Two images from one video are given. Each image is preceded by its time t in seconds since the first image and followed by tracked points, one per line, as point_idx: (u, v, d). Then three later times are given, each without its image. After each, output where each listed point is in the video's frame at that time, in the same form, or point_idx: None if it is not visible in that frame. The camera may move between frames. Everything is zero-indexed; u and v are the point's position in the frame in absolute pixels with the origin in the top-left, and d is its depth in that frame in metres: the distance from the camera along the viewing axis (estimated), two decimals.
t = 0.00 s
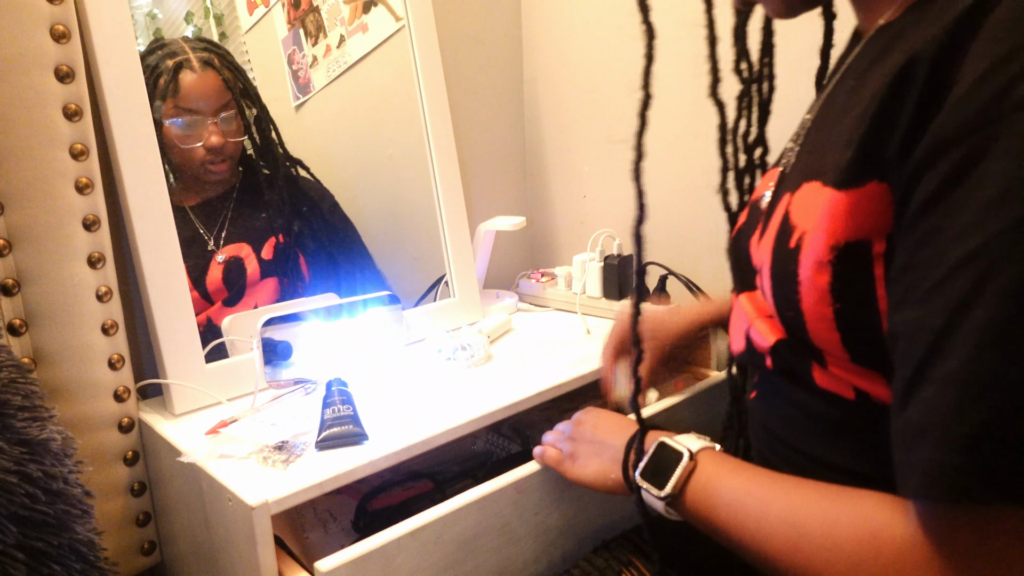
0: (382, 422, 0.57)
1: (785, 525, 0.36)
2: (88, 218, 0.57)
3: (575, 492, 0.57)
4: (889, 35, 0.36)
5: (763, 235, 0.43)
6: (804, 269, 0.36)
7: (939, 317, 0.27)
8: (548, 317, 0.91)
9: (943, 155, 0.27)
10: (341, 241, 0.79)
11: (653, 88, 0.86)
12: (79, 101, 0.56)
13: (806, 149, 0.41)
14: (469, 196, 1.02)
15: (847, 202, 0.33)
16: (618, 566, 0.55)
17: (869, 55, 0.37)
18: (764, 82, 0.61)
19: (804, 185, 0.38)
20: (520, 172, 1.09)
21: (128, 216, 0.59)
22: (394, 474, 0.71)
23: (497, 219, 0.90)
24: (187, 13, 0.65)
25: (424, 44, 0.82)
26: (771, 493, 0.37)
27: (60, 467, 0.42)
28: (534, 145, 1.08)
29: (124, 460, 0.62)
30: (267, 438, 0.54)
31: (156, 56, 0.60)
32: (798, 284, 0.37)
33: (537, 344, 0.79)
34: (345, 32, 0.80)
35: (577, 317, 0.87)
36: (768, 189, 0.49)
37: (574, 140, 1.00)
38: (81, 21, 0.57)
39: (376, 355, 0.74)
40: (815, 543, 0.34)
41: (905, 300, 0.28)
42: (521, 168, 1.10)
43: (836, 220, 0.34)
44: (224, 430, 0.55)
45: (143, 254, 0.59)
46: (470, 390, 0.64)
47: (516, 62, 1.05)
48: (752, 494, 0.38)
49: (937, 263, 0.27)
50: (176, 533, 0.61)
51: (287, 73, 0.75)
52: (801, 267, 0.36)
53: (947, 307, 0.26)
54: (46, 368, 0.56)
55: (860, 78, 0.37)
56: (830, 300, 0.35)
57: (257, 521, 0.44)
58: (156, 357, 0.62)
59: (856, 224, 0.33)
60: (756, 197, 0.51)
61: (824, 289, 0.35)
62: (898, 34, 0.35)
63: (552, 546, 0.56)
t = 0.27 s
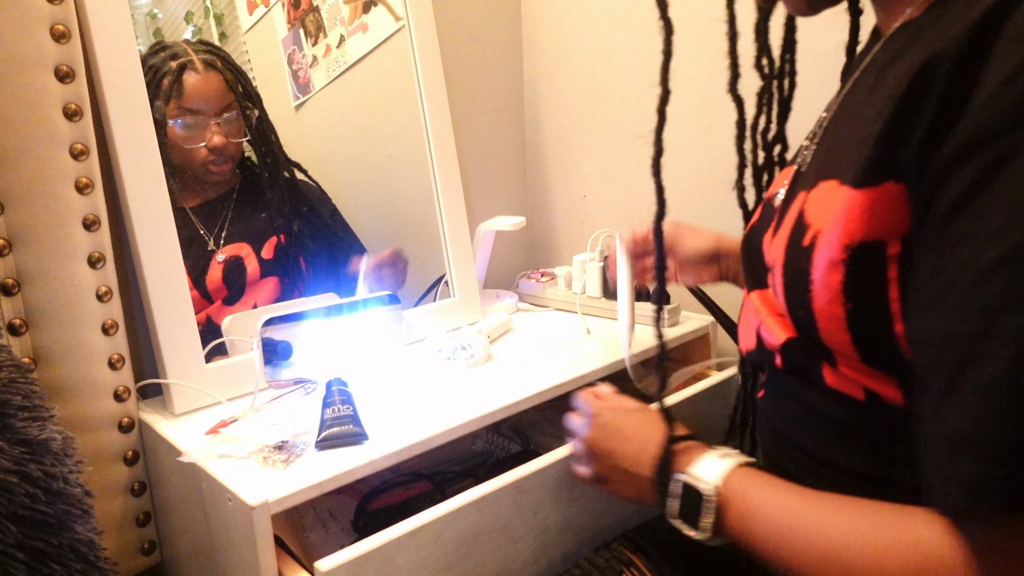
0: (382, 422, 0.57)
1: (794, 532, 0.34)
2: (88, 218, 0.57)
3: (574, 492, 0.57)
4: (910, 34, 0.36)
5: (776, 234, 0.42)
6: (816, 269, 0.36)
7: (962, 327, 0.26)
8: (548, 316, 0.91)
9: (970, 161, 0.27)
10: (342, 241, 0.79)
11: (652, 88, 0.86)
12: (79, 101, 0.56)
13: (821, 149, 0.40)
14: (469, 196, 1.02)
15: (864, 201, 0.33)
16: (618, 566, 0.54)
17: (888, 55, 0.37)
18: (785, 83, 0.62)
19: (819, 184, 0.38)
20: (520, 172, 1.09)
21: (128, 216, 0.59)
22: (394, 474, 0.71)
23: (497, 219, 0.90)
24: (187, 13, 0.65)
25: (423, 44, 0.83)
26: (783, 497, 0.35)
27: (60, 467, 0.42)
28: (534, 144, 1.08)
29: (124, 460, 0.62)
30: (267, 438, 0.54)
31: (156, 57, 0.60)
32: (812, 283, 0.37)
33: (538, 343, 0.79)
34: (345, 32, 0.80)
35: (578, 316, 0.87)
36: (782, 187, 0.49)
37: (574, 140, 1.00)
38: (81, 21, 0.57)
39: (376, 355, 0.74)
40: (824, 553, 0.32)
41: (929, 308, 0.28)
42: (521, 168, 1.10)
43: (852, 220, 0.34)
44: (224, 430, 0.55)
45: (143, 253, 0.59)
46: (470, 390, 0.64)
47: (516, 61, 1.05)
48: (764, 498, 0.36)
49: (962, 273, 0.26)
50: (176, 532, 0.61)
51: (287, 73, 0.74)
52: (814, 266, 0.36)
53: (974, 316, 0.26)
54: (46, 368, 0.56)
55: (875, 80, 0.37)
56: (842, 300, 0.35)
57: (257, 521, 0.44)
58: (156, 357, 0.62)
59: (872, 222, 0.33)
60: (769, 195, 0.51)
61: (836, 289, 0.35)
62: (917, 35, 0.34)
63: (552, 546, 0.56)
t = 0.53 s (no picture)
0: (382, 422, 0.57)
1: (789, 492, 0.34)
2: (88, 218, 0.57)
3: (574, 492, 0.57)
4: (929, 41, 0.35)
5: (786, 233, 0.42)
6: (826, 269, 0.36)
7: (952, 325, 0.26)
8: (548, 316, 0.91)
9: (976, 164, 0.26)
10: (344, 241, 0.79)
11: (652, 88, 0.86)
12: (79, 101, 0.56)
13: (835, 151, 0.40)
14: (469, 196, 1.02)
15: (872, 201, 0.33)
16: (618, 565, 0.54)
17: (907, 55, 0.37)
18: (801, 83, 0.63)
19: (832, 182, 0.38)
20: (520, 172, 1.09)
21: (128, 216, 0.59)
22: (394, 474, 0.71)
23: (497, 219, 0.90)
24: (186, 13, 0.65)
25: (424, 44, 0.84)
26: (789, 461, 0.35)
27: (60, 466, 0.42)
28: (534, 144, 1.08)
29: (124, 460, 0.62)
30: (267, 438, 0.54)
31: (156, 58, 0.61)
32: (819, 282, 0.37)
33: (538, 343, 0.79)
34: (345, 32, 0.80)
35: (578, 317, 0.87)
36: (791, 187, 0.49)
37: (573, 140, 1.00)
38: (81, 22, 0.57)
39: (375, 355, 0.74)
40: (768, 486, 0.35)
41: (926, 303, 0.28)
42: (521, 168, 1.10)
43: (859, 220, 0.34)
44: (225, 430, 0.55)
45: (143, 254, 0.59)
46: (470, 390, 0.64)
47: (516, 61, 1.05)
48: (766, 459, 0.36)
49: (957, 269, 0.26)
50: (176, 532, 0.61)
51: (287, 72, 0.74)
52: (824, 267, 0.36)
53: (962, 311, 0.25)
54: (46, 368, 0.56)
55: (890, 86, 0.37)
56: (849, 299, 0.35)
57: (257, 521, 0.44)
58: (156, 357, 0.62)
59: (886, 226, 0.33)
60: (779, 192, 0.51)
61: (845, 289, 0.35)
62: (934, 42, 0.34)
63: (551, 546, 0.56)
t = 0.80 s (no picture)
0: (382, 422, 0.57)
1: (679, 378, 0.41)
2: (88, 218, 0.57)
3: (573, 491, 0.57)
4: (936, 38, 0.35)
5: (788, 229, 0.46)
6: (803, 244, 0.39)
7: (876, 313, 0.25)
8: (548, 316, 0.91)
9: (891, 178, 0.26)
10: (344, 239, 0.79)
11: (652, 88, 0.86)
12: (79, 101, 0.56)
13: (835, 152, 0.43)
14: (469, 196, 1.02)
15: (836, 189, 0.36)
16: (617, 561, 0.56)
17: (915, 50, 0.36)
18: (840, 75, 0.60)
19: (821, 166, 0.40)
20: (519, 172, 1.09)
21: (129, 215, 0.59)
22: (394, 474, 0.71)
23: (497, 219, 0.90)
24: (187, 13, 0.65)
25: (425, 44, 0.84)
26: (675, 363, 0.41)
27: (61, 466, 0.42)
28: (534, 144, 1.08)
29: (124, 460, 0.62)
30: (268, 438, 0.54)
31: (160, 57, 0.61)
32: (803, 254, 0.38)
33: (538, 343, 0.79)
34: (345, 32, 0.79)
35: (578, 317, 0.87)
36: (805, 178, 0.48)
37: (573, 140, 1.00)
38: (81, 22, 0.57)
39: (375, 354, 0.73)
40: (663, 356, 0.39)
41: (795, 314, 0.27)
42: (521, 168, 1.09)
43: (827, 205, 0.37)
44: (225, 430, 0.55)
45: (143, 254, 0.59)
46: (470, 390, 0.64)
47: (516, 61, 1.05)
48: (668, 342, 0.39)
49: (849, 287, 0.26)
50: (176, 532, 0.61)
51: (287, 72, 0.73)
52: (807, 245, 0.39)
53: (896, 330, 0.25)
54: (46, 368, 0.56)
55: (890, 87, 0.35)
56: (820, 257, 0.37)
57: (257, 521, 0.44)
58: (156, 356, 0.62)
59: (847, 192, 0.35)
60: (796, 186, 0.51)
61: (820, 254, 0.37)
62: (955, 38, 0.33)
63: (551, 544, 0.56)
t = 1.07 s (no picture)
0: (382, 422, 0.57)
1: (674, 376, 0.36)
2: (88, 218, 0.57)
3: (569, 490, 0.57)
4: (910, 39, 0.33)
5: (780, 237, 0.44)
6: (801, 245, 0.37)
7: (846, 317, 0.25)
8: (548, 316, 0.91)
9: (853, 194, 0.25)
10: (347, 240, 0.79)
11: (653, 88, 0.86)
12: (80, 101, 0.56)
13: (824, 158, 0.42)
14: (470, 195, 1.02)
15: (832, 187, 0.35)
16: (619, 555, 0.57)
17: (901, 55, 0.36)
18: (865, 75, 0.60)
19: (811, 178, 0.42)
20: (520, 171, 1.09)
21: (129, 215, 0.59)
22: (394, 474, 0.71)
23: (498, 219, 0.90)
24: (187, 13, 0.65)
25: (425, 43, 0.84)
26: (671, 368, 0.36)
27: (62, 466, 0.42)
28: (534, 144, 1.08)
29: (124, 459, 0.62)
30: (268, 438, 0.54)
31: (164, 57, 0.61)
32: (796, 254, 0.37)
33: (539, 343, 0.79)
34: (345, 32, 0.79)
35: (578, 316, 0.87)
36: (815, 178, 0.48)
37: (573, 139, 1.00)
38: (81, 22, 0.57)
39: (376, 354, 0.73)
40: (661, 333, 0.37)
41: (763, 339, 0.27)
42: (521, 168, 1.09)
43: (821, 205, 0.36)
44: (225, 430, 0.55)
45: (144, 254, 0.59)
46: (470, 390, 0.64)
47: (516, 61, 1.05)
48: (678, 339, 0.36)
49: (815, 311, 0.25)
50: (176, 532, 0.61)
51: (287, 73, 0.73)
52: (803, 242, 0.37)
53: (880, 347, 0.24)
54: (46, 368, 0.56)
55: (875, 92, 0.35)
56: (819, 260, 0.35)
57: (257, 521, 0.44)
58: (157, 356, 0.62)
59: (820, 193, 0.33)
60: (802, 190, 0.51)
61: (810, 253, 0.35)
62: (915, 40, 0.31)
63: (547, 540, 0.56)
